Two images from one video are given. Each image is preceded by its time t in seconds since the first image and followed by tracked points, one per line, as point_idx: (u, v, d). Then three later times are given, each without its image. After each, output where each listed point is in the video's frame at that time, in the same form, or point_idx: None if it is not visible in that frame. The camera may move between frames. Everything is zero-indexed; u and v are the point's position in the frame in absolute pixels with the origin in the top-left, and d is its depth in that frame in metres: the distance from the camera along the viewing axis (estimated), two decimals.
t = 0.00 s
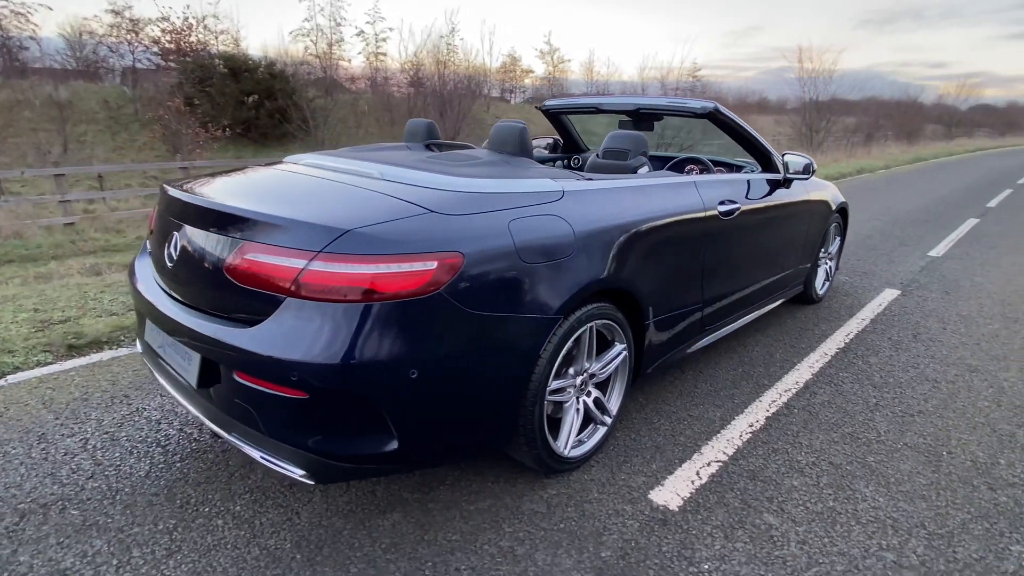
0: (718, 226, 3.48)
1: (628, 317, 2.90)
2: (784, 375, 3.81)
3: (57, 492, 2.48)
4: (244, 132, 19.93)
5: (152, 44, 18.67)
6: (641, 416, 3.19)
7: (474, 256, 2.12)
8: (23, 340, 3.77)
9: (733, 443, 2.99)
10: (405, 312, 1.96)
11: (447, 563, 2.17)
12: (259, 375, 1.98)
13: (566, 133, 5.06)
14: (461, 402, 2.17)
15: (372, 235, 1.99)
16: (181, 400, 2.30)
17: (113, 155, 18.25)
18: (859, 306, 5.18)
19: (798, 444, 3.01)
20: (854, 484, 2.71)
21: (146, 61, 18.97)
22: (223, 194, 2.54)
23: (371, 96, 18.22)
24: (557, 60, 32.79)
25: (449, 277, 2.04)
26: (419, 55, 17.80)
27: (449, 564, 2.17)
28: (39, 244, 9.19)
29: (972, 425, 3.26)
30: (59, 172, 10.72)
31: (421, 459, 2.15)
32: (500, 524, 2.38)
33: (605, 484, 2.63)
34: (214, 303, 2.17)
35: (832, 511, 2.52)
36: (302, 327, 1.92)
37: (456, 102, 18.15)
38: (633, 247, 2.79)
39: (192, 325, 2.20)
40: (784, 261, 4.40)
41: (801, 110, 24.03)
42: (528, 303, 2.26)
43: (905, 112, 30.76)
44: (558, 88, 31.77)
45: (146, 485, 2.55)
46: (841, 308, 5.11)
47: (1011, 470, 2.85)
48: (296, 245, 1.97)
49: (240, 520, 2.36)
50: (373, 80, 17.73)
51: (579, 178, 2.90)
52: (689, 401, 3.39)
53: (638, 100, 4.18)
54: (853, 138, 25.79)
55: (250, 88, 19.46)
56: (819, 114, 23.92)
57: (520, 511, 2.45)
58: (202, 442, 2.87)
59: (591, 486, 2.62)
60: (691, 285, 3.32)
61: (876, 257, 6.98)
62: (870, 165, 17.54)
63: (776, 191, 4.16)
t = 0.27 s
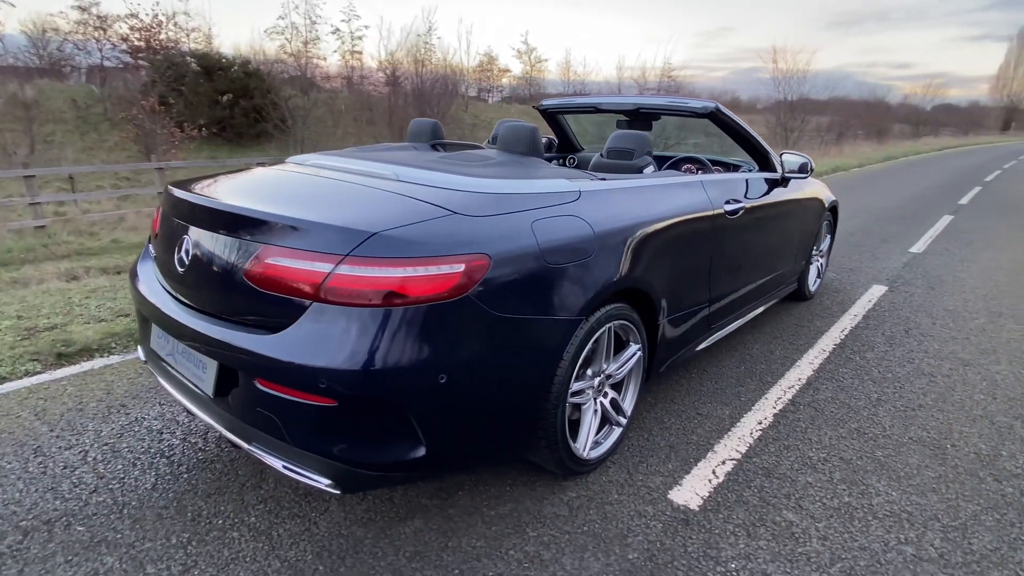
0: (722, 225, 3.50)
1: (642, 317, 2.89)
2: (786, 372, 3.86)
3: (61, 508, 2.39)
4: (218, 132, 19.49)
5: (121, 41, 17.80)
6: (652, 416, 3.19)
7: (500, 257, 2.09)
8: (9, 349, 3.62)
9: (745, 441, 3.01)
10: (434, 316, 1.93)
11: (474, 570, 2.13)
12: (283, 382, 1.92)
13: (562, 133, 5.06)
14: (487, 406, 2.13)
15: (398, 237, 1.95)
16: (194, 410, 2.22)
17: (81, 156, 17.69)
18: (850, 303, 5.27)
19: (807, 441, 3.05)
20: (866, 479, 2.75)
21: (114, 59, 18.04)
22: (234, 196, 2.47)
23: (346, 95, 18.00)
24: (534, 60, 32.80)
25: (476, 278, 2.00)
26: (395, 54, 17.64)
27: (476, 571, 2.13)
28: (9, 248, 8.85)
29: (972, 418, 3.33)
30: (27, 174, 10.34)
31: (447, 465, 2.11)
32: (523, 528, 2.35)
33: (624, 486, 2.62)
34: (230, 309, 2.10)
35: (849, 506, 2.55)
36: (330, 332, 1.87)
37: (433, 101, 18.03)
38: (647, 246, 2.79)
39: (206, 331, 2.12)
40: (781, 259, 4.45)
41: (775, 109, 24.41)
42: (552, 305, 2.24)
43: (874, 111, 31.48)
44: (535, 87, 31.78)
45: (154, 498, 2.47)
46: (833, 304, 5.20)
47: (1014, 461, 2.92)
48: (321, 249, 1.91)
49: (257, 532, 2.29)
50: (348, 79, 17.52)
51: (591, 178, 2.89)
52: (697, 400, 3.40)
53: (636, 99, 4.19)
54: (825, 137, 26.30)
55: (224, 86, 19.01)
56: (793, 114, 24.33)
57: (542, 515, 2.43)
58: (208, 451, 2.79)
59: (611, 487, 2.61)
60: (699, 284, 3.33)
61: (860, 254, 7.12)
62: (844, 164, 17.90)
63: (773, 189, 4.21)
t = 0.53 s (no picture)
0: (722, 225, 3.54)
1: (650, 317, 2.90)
2: (783, 368, 3.91)
3: (63, 523, 2.31)
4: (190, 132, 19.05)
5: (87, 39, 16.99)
6: (658, 414, 3.21)
7: (521, 259, 2.07)
8: None
9: (750, 438, 3.05)
10: (458, 319, 1.91)
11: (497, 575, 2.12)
12: (305, 389, 1.88)
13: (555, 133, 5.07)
14: (509, 410, 2.12)
15: (420, 240, 1.92)
16: (205, 419, 2.16)
17: (47, 157, 17.12)
18: (838, 299, 5.37)
19: (811, 436, 3.10)
20: (871, 473, 2.80)
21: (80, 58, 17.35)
22: (240, 197, 2.41)
23: (321, 94, 17.76)
24: (510, 59, 32.79)
25: (499, 281, 1.99)
26: (371, 52, 17.47)
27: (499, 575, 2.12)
28: None
29: (965, 410, 3.42)
30: None
31: (470, 471, 2.09)
32: (542, 531, 2.34)
33: (638, 485, 2.63)
34: (245, 316, 2.05)
35: (857, 500, 2.60)
36: (355, 337, 1.83)
37: (411, 100, 17.90)
38: (655, 247, 2.80)
39: (218, 338, 2.06)
40: (774, 257, 4.52)
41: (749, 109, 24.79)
42: (570, 306, 2.23)
43: (843, 111, 32.20)
44: (512, 87, 31.77)
45: (160, 510, 2.40)
46: (822, 301, 5.29)
47: (1009, 451, 3.01)
48: (344, 253, 1.88)
49: (271, 542, 2.24)
50: (324, 78, 17.30)
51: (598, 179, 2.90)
52: (700, 397, 3.44)
53: (631, 100, 4.21)
54: (797, 136, 26.81)
55: (197, 85, 18.58)
56: (766, 113, 24.74)
57: (559, 516, 2.42)
58: (213, 460, 2.72)
59: (624, 487, 2.61)
60: (701, 282, 3.36)
61: (841, 251, 7.27)
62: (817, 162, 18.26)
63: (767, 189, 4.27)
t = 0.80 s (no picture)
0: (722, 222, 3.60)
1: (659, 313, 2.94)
2: (779, 362, 4.00)
3: (74, 533, 2.25)
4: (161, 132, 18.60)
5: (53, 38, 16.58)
6: (664, 409, 3.25)
7: (545, 257, 2.09)
8: None
9: (756, 430, 3.11)
10: (487, 317, 1.91)
11: (523, 572, 2.13)
12: (334, 390, 1.86)
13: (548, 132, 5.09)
14: (535, 407, 2.13)
15: (447, 239, 1.92)
16: (225, 422, 2.13)
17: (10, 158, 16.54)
18: (824, 294, 5.50)
19: (813, 427, 3.17)
20: (874, 461, 2.89)
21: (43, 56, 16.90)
22: (252, 197, 2.37)
23: (296, 92, 17.50)
24: (486, 58, 32.75)
25: (525, 278, 2.00)
26: (346, 50, 17.26)
27: (525, 572, 2.13)
28: None
29: (956, 399, 3.54)
30: None
31: (497, 468, 2.09)
32: (563, 527, 2.36)
33: (652, 479, 2.66)
34: (265, 316, 2.01)
35: (864, 489, 2.67)
36: (388, 338, 1.82)
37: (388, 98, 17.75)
38: (665, 243, 2.84)
39: (238, 339, 2.02)
40: (766, 253, 4.61)
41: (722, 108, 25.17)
42: (591, 303, 2.25)
43: (812, 110, 32.91)
44: (488, 86, 31.72)
45: (173, 517, 2.35)
46: (809, 296, 5.42)
47: (1001, 437, 3.12)
48: (372, 252, 1.86)
49: (293, 546, 2.22)
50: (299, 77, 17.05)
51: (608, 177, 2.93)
52: (703, 392, 3.49)
53: (628, 99, 4.24)
54: (769, 135, 27.32)
55: (167, 84, 18.14)
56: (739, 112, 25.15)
57: (579, 512, 2.44)
58: (222, 465, 2.68)
59: (639, 482, 2.65)
60: (704, 279, 3.41)
61: (823, 247, 7.43)
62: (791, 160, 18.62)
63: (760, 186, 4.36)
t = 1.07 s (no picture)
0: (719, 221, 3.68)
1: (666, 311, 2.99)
2: (772, 356, 4.10)
3: (87, 543, 2.20)
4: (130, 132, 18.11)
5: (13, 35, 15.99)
6: (667, 405, 3.31)
7: (566, 257, 2.12)
8: None
9: (757, 423, 3.19)
10: (514, 316, 1.93)
11: (547, 568, 2.15)
12: (364, 391, 1.86)
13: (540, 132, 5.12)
14: (558, 405, 2.15)
15: (475, 240, 1.93)
16: (246, 426, 2.11)
17: None
18: (809, 289, 5.65)
19: (811, 419, 3.27)
20: (872, 451, 2.99)
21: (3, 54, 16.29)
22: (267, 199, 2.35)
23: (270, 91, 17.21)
24: (461, 58, 32.65)
25: (549, 278, 2.02)
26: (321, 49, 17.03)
27: (549, 568, 2.15)
28: None
29: (942, 389, 3.68)
30: None
31: (522, 467, 2.11)
32: (581, 522, 2.39)
33: (663, 473, 2.72)
34: (280, 316, 2.00)
35: (865, 477, 2.76)
36: (407, 335, 1.83)
37: (364, 97, 17.59)
38: (671, 242, 2.89)
39: (260, 342, 2.00)
40: (756, 251, 4.72)
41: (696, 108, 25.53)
42: (608, 302, 2.29)
43: (781, 110, 33.61)
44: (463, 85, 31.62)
45: (188, 524, 2.32)
46: (795, 292, 5.56)
47: (987, 425, 3.26)
48: (401, 253, 1.86)
49: (314, 549, 2.20)
50: (273, 75, 16.76)
51: (614, 178, 2.97)
52: (702, 387, 3.57)
53: (622, 100, 4.31)
54: (741, 134, 27.81)
55: (136, 83, 17.68)
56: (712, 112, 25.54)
57: (595, 507, 2.48)
58: (233, 470, 2.64)
59: (651, 476, 2.70)
60: (704, 276, 3.48)
61: (802, 244, 7.63)
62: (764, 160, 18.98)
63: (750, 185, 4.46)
